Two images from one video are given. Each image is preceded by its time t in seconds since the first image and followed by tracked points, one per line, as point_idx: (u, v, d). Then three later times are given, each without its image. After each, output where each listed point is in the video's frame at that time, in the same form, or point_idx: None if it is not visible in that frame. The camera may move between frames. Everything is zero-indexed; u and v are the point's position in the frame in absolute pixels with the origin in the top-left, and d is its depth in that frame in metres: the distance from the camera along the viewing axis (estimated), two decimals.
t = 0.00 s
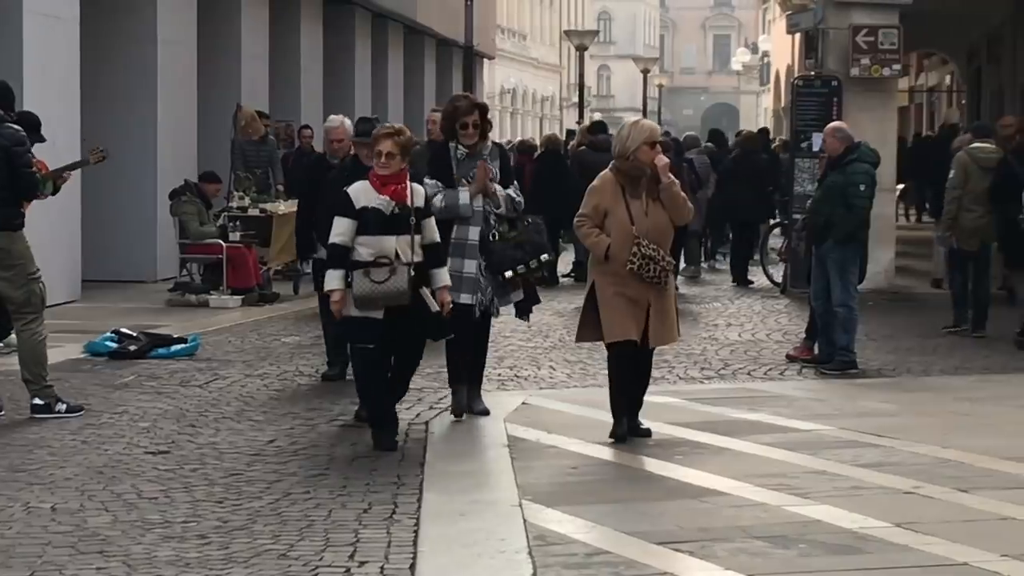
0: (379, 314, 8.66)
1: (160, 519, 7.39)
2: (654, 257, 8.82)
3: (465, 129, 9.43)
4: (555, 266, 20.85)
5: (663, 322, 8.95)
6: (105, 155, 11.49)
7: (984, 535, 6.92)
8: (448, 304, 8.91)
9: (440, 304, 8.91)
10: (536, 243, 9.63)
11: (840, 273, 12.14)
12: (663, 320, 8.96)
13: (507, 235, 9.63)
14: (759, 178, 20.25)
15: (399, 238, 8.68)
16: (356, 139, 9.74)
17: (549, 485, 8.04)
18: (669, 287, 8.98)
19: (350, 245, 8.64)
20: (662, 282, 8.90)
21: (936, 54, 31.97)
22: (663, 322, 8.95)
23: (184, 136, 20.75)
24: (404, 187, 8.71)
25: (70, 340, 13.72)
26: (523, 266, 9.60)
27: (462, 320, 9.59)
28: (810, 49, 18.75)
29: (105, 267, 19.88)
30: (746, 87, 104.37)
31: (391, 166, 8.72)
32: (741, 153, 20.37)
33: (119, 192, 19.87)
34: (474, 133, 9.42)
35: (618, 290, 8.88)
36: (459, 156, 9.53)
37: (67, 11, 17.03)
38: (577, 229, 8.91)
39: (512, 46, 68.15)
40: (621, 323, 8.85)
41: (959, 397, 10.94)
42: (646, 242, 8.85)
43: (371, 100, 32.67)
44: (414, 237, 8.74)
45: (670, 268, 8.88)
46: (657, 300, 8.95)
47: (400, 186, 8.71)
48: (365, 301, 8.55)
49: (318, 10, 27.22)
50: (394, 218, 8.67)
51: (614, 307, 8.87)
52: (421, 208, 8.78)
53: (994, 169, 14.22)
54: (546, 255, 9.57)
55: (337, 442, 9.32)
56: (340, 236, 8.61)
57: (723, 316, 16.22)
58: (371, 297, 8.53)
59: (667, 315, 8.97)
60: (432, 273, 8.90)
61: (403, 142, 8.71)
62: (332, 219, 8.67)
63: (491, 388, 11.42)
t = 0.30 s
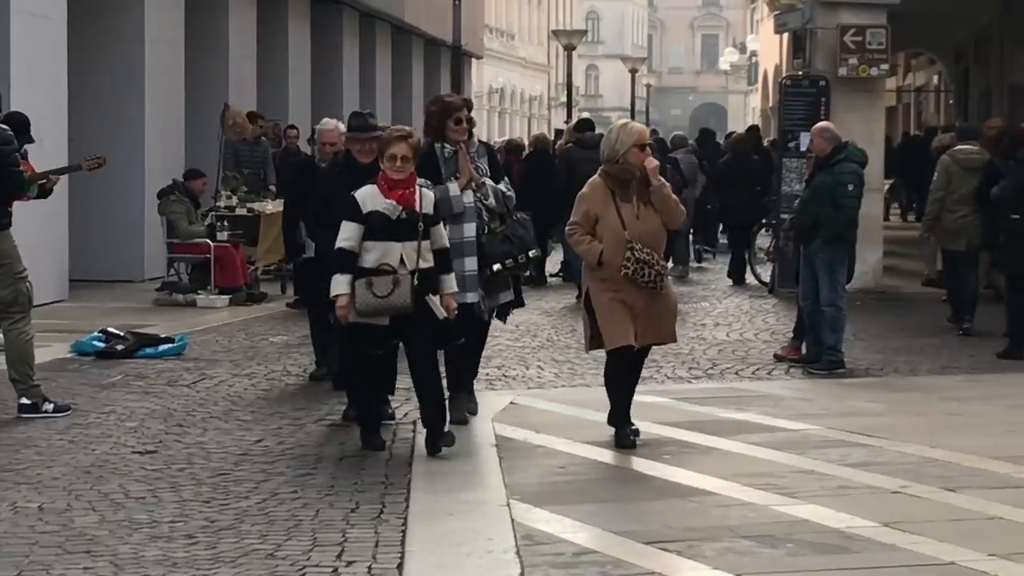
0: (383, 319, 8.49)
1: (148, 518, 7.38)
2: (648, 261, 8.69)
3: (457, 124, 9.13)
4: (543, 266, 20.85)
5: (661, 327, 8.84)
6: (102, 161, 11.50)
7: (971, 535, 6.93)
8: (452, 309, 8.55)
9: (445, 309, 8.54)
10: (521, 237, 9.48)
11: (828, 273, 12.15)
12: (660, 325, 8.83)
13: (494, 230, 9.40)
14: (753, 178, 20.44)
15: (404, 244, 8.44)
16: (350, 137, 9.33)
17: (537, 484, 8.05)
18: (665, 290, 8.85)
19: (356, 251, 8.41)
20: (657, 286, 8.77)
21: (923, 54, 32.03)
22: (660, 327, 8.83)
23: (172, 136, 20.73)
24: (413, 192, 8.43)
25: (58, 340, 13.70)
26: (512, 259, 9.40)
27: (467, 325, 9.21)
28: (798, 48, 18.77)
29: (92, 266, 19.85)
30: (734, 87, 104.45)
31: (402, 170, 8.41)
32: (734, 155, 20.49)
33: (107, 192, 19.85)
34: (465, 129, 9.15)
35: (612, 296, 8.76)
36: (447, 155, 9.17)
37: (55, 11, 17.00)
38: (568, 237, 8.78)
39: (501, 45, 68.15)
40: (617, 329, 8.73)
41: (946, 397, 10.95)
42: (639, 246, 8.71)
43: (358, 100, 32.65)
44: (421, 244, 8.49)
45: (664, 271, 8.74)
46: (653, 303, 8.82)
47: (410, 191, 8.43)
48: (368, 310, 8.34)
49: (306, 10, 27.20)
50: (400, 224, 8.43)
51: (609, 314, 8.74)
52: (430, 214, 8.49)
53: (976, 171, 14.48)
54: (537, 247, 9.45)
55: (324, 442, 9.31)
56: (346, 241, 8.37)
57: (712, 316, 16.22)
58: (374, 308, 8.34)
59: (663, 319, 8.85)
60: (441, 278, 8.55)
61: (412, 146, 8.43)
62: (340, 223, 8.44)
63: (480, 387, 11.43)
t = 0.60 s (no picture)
0: (399, 317, 8.27)
1: (136, 518, 7.37)
2: (636, 257, 8.62)
3: (453, 119, 9.09)
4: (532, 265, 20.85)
5: (652, 324, 8.75)
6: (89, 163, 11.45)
7: (959, 534, 6.94)
8: (473, 307, 8.42)
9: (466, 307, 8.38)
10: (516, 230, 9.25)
11: (817, 272, 12.16)
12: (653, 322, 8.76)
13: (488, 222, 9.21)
14: (744, 177, 20.42)
15: (420, 239, 8.26)
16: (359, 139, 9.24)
17: (525, 484, 8.04)
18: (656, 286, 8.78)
19: (370, 245, 8.26)
20: (647, 283, 8.70)
21: (912, 54, 32.08)
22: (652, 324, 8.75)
23: (159, 136, 20.70)
24: (431, 186, 8.26)
25: (45, 339, 13.68)
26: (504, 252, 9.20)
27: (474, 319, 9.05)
28: (786, 48, 18.76)
29: (79, 266, 19.81)
30: (723, 87, 104.53)
31: (420, 165, 8.28)
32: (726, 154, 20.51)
33: (94, 192, 19.81)
34: (462, 123, 9.11)
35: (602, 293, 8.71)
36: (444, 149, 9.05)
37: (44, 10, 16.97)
38: (558, 234, 8.75)
39: (489, 45, 68.11)
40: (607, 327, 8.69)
41: (934, 397, 10.97)
42: (627, 242, 8.65)
43: (346, 100, 32.62)
44: (439, 239, 8.30)
45: (654, 267, 8.67)
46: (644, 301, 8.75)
47: (427, 184, 8.26)
48: (384, 304, 8.14)
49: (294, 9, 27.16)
50: (417, 218, 8.25)
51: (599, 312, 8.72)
52: (449, 209, 8.30)
53: (955, 165, 14.89)
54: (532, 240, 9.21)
55: (313, 442, 9.30)
56: (362, 235, 8.24)
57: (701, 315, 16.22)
58: (391, 301, 8.14)
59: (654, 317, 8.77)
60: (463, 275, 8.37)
61: (432, 140, 8.29)
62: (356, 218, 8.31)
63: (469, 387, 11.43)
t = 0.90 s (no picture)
0: (412, 320, 8.10)
1: (129, 519, 7.37)
2: (635, 269, 8.44)
3: (471, 123, 8.86)
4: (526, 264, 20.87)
5: (654, 336, 8.55)
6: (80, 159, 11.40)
7: (953, 534, 6.95)
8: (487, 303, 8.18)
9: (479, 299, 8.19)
10: (527, 242, 9.12)
11: (811, 272, 12.17)
12: (654, 334, 8.55)
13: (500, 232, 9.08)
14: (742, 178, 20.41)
15: (431, 242, 8.10)
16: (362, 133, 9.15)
17: (519, 484, 8.06)
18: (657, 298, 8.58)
19: (381, 250, 8.11)
20: (647, 295, 8.50)
21: (906, 54, 32.11)
22: (653, 336, 8.55)
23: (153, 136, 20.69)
24: (440, 188, 8.11)
25: (38, 340, 13.66)
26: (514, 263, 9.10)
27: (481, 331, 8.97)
28: (780, 48, 18.78)
29: (73, 266, 19.81)
30: (717, 87, 104.55)
31: (431, 166, 8.10)
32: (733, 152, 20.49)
33: (88, 193, 19.80)
34: (478, 129, 8.88)
35: (600, 305, 8.53)
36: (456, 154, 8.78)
37: (38, 10, 16.94)
38: (558, 242, 8.59)
39: (483, 45, 68.06)
40: (604, 340, 8.53)
41: (928, 397, 11.00)
42: (626, 254, 8.46)
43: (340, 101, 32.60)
44: (451, 242, 8.14)
45: (653, 279, 8.47)
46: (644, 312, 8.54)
47: (437, 186, 8.10)
48: (398, 308, 7.97)
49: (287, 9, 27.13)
50: (428, 221, 8.09)
51: (597, 323, 8.54)
52: (459, 210, 8.15)
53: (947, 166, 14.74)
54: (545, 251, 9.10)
55: (307, 441, 9.32)
56: (371, 241, 8.09)
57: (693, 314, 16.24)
58: (406, 305, 7.96)
59: (656, 328, 8.57)
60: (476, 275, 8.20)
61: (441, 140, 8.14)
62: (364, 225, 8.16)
63: (463, 387, 11.46)
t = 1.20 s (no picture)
0: (420, 323, 7.98)
1: (122, 519, 7.36)
2: (650, 264, 8.30)
3: (484, 115, 8.74)
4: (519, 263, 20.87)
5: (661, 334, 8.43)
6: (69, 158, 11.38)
7: (945, 534, 6.96)
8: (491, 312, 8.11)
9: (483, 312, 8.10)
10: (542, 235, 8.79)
11: (804, 272, 12.18)
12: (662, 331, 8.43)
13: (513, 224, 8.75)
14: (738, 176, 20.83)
15: (439, 240, 7.99)
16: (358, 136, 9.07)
17: (512, 484, 8.05)
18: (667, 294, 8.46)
19: (386, 252, 7.96)
20: (659, 291, 8.38)
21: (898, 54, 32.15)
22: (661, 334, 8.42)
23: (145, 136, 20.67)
24: (444, 185, 8.02)
25: (31, 340, 13.64)
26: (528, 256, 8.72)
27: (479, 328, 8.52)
28: (772, 48, 18.81)
29: (65, 265, 19.78)
30: (709, 87, 104.60)
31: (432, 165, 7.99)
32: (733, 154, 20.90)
33: (81, 193, 19.78)
34: (491, 122, 8.76)
35: (610, 299, 8.38)
36: (468, 147, 8.70)
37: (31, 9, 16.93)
38: (569, 234, 8.41)
39: (476, 45, 68.04)
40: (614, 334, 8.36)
41: (921, 397, 11.01)
42: (642, 248, 8.33)
43: (333, 101, 32.59)
44: (455, 241, 8.04)
45: (667, 275, 8.35)
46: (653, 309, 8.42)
47: (440, 184, 8.01)
48: (407, 309, 7.85)
49: (280, 9, 27.12)
50: (435, 220, 7.97)
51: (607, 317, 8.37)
52: (462, 208, 8.06)
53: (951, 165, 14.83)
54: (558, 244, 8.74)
55: (300, 441, 9.31)
56: (376, 243, 7.92)
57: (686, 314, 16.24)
58: (416, 305, 7.84)
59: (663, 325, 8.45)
60: (480, 278, 8.10)
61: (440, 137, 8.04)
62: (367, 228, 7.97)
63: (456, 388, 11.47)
